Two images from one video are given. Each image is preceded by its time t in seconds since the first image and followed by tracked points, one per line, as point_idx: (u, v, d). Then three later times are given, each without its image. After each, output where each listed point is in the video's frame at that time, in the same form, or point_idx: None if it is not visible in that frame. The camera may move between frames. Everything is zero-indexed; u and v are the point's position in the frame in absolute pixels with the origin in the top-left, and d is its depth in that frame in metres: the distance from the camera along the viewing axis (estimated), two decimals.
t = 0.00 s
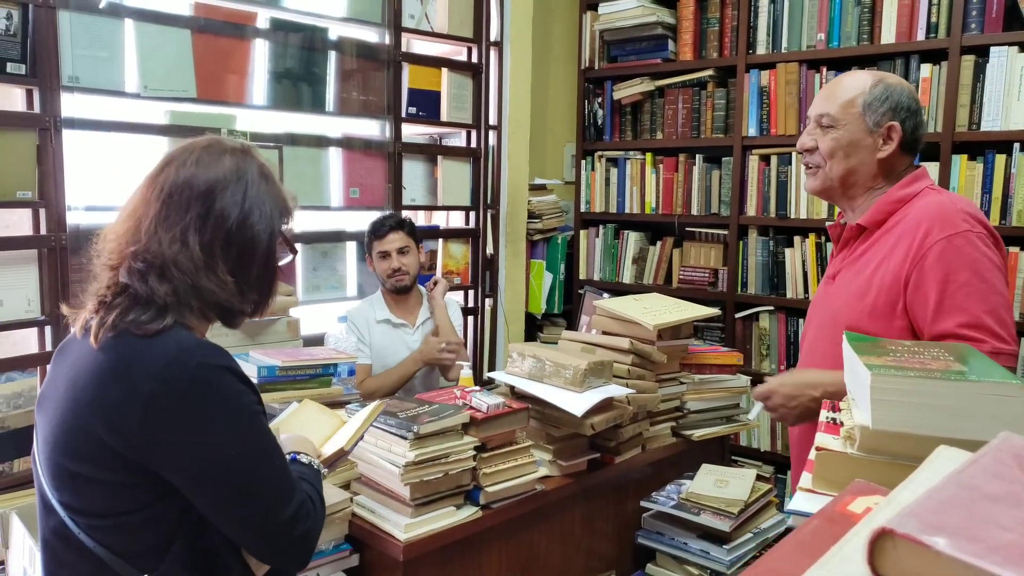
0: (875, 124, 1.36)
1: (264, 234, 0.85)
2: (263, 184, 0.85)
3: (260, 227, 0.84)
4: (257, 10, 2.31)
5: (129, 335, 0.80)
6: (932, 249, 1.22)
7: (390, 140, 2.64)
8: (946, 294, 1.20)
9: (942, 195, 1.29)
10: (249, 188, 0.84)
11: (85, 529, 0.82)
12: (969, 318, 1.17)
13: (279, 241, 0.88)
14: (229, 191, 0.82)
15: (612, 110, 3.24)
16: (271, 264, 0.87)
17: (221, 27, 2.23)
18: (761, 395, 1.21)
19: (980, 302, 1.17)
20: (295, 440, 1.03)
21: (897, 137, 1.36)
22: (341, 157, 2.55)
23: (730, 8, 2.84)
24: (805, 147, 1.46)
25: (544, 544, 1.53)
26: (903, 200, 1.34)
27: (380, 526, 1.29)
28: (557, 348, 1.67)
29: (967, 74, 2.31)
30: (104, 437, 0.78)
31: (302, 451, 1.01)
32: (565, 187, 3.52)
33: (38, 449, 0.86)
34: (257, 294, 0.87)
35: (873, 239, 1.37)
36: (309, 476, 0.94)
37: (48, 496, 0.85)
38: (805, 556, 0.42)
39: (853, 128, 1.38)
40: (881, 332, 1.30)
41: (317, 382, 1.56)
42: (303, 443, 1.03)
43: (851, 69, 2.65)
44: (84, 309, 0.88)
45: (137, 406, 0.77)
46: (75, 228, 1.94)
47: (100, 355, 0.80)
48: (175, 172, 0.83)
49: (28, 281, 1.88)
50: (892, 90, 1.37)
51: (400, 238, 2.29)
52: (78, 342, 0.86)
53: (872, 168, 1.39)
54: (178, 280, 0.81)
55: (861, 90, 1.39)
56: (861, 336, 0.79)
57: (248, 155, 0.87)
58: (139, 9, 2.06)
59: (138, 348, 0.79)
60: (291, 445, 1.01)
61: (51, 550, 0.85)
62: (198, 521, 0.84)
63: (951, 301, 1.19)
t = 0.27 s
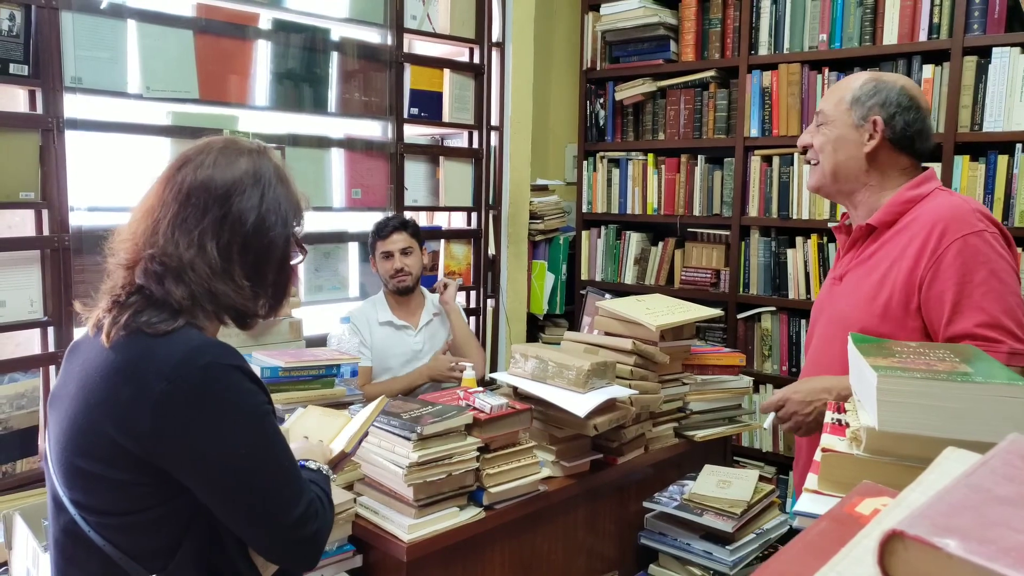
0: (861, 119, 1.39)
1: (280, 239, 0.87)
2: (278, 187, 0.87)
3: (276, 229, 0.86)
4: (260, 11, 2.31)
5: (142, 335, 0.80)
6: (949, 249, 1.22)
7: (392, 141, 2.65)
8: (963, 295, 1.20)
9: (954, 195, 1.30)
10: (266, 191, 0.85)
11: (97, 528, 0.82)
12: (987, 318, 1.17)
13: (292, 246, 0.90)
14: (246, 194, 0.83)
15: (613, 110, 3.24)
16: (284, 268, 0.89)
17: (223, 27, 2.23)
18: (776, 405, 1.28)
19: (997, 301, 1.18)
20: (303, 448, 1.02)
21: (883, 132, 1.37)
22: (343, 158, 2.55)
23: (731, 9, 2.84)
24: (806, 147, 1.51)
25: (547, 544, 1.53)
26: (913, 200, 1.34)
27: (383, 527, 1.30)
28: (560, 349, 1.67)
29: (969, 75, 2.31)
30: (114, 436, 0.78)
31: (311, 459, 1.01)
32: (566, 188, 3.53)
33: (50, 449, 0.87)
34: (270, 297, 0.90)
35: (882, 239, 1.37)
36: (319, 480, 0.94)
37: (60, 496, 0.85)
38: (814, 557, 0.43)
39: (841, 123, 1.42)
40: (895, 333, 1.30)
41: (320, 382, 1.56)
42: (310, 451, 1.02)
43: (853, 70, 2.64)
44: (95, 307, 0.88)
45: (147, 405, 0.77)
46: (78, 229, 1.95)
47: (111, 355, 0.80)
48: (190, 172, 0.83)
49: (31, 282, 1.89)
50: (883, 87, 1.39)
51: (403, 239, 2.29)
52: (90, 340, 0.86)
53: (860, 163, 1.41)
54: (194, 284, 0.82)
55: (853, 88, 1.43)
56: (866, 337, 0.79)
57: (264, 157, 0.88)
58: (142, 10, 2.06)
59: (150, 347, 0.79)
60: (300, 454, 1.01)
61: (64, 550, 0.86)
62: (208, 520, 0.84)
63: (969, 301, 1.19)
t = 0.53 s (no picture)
0: (856, 115, 1.40)
1: (293, 239, 0.87)
2: (293, 187, 0.87)
3: (289, 230, 0.86)
4: (262, 11, 2.31)
5: (155, 333, 0.80)
6: (947, 246, 1.23)
7: (393, 141, 2.65)
8: (957, 291, 1.20)
9: (957, 193, 1.29)
10: (280, 191, 0.85)
11: (107, 525, 0.83)
12: (978, 315, 1.17)
13: (305, 247, 0.90)
14: (261, 194, 0.84)
15: (614, 111, 3.25)
16: (297, 268, 0.90)
17: (224, 27, 2.23)
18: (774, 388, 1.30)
19: (991, 299, 1.18)
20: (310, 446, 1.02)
21: (876, 128, 1.37)
22: (345, 158, 2.55)
23: (733, 10, 2.85)
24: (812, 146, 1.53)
25: (549, 544, 1.53)
26: (917, 198, 1.34)
27: (385, 527, 1.30)
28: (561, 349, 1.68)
29: (970, 76, 2.32)
30: (125, 434, 0.79)
31: (319, 457, 1.01)
32: (567, 188, 3.53)
33: (61, 446, 0.87)
34: (282, 296, 0.90)
35: (885, 237, 1.37)
36: (329, 481, 0.95)
37: (71, 493, 0.85)
38: (818, 556, 0.43)
39: (838, 120, 1.44)
40: (891, 329, 1.30)
41: (323, 382, 1.56)
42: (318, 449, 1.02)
43: (854, 71, 2.65)
44: (108, 305, 0.88)
45: (158, 404, 0.77)
46: (80, 228, 1.95)
47: (123, 352, 0.81)
48: (206, 171, 0.84)
49: (34, 281, 1.89)
50: (881, 83, 1.40)
51: (407, 240, 2.29)
52: (103, 338, 0.86)
53: (856, 159, 1.41)
54: (208, 282, 0.82)
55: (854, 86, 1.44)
56: (869, 337, 0.79)
57: (279, 157, 0.88)
58: (144, 10, 2.07)
59: (162, 345, 0.79)
60: (308, 452, 1.01)
61: (74, 546, 0.86)
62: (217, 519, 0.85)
63: (962, 298, 1.19)
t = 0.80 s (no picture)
0: (841, 123, 1.42)
1: (296, 240, 0.87)
2: (297, 189, 0.87)
3: (293, 231, 0.86)
4: (264, 12, 2.31)
5: (159, 333, 0.80)
6: (936, 246, 1.23)
7: (394, 142, 2.66)
8: (944, 290, 1.21)
9: (953, 193, 1.29)
10: (284, 191, 0.86)
11: (112, 524, 0.83)
12: (963, 314, 1.17)
13: (309, 249, 0.90)
14: (266, 195, 0.84)
15: (615, 112, 3.25)
16: (300, 269, 0.90)
17: (225, 28, 2.23)
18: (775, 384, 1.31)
19: (977, 298, 1.18)
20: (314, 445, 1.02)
21: (862, 131, 1.38)
22: (345, 159, 2.56)
23: (734, 10, 2.85)
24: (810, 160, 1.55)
25: (550, 544, 1.54)
26: (913, 199, 1.33)
27: (386, 526, 1.30)
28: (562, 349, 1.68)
29: (971, 77, 2.32)
30: (130, 434, 0.79)
31: (323, 455, 1.02)
32: (567, 189, 3.53)
33: (67, 446, 0.87)
34: (284, 297, 0.90)
35: (883, 238, 1.37)
36: (330, 478, 0.95)
37: (77, 492, 0.86)
38: (819, 555, 0.43)
39: (825, 131, 1.46)
40: (882, 327, 1.31)
41: (324, 382, 1.56)
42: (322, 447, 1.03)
43: (855, 72, 2.65)
44: (113, 305, 0.88)
45: (162, 404, 0.77)
46: (82, 229, 1.96)
47: (128, 352, 0.81)
48: (211, 172, 0.84)
49: (35, 282, 1.89)
50: (860, 88, 1.41)
51: (409, 241, 2.29)
52: (108, 338, 0.86)
53: (848, 166, 1.42)
54: (212, 279, 0.82)
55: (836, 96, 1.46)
56: (870, 338, 0.79)
57: (283, 159, 0.89)
58: (146, 11, 2.07)
59: (166, 345, 0.79)
60: (311, 450, 1.02)
61: (80, 546, 0.86)
62: (221, 519, 0.85)
63: (948, 297, 1.20)
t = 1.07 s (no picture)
0: (831, 130, 1.43)
1: (297, 238, 0.87)
2: (298, 186, 0.88)
3: (293, 228, 0.87)
4: (266, 12, 2.32)
5: (163, 330, 0.81)
6: (934, 246, 1.23)
7: (396, 141, 2.66)
8: (942, 290, 1.21)
9: (950, 192, 1.29)
10: (284, 189, 0.86)
11: (116, 522, 0.83)
12: (960, 313, 1.18)
13: (309, 247, 0.90)
14: (266, 192, 0.84)
15: (617, 112, 3.26)
16: (301, 266, 0.90)
17: (228, 27, 2.23)
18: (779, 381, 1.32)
19: (974, 297, 1.18)
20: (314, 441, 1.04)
21: (853, 135, 1.39)
22: (348, 158, 2.56)
23: (736, 11, 2.85)
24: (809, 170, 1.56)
25: (552, 543, 1.54)
26: (912, 199, 1.34)
27: (389, 525, 1.30)
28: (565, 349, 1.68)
29: (973, 77, 2.32)
30: (133, 432, 0.79)
31: (324, 450, 1.03)
32: (569, 189, 3.53)
33: (71, 444, 0.87)
34: (285, 294, 0.90)
35: (882, 239, 1.38)
36: (331, 472, 0.95)
37: (81, 490, 0.86)
38: (826, 553, 0.43)
39: (817, 139, 1.47)
40: (881, 327, 1.31)
41: (327, 381, 1.56)
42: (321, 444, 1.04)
43: (857, 72, 2.65)
44: (116, 303, 0.89)
45: (166, 402, 0.77)
46: (86, 228, 1.96)
47: (130, 350, 0.81)
48: (212, 170, 0.85)
49: (39, 282, 1.89)
50: (845, 94, 1.43)
51: (412, 242, 2.30)
52: (111, 336, 0.87)
53: (843, 172, 1.43)
54: (215, 276, 0.83)
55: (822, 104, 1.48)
56: (874, 337, 0.79)
57: (283, 157, 0.89)
58: (150, 10, 2.07)
59: (169, 343, 0.79)
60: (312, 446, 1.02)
61: (85, 543, 0.86)
62: (224, 516, 0.85)
63: (946, 296, 1.20)
